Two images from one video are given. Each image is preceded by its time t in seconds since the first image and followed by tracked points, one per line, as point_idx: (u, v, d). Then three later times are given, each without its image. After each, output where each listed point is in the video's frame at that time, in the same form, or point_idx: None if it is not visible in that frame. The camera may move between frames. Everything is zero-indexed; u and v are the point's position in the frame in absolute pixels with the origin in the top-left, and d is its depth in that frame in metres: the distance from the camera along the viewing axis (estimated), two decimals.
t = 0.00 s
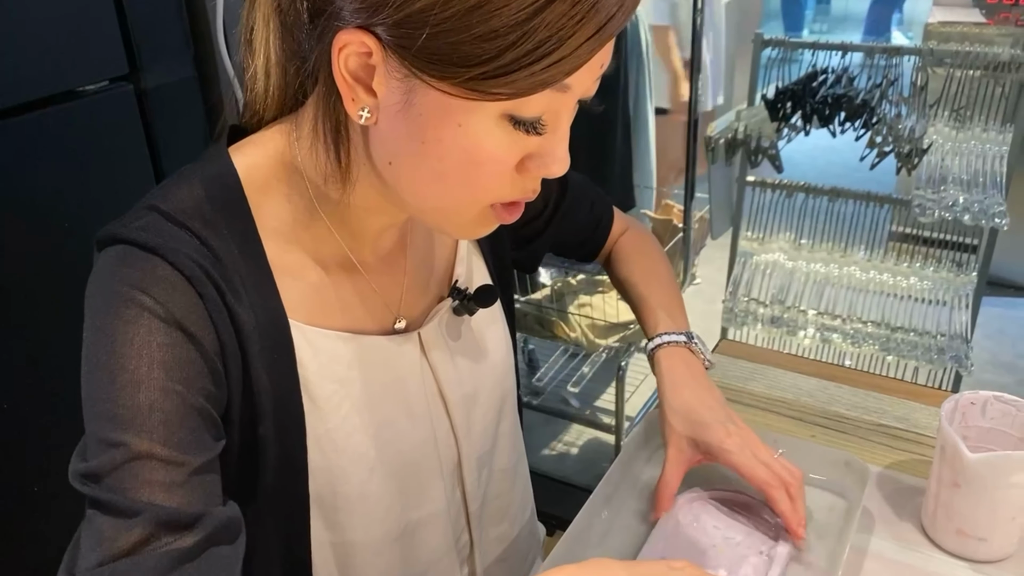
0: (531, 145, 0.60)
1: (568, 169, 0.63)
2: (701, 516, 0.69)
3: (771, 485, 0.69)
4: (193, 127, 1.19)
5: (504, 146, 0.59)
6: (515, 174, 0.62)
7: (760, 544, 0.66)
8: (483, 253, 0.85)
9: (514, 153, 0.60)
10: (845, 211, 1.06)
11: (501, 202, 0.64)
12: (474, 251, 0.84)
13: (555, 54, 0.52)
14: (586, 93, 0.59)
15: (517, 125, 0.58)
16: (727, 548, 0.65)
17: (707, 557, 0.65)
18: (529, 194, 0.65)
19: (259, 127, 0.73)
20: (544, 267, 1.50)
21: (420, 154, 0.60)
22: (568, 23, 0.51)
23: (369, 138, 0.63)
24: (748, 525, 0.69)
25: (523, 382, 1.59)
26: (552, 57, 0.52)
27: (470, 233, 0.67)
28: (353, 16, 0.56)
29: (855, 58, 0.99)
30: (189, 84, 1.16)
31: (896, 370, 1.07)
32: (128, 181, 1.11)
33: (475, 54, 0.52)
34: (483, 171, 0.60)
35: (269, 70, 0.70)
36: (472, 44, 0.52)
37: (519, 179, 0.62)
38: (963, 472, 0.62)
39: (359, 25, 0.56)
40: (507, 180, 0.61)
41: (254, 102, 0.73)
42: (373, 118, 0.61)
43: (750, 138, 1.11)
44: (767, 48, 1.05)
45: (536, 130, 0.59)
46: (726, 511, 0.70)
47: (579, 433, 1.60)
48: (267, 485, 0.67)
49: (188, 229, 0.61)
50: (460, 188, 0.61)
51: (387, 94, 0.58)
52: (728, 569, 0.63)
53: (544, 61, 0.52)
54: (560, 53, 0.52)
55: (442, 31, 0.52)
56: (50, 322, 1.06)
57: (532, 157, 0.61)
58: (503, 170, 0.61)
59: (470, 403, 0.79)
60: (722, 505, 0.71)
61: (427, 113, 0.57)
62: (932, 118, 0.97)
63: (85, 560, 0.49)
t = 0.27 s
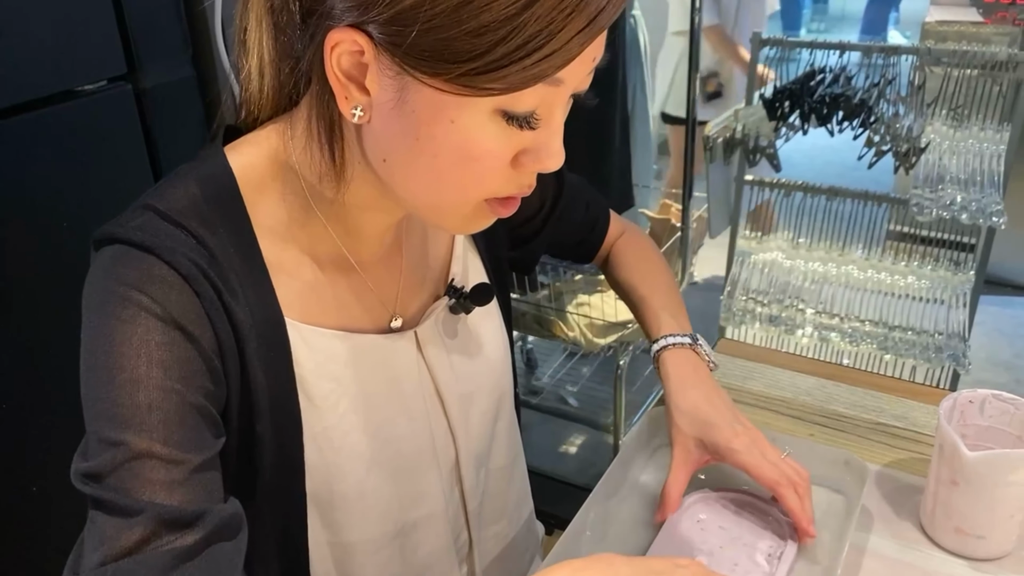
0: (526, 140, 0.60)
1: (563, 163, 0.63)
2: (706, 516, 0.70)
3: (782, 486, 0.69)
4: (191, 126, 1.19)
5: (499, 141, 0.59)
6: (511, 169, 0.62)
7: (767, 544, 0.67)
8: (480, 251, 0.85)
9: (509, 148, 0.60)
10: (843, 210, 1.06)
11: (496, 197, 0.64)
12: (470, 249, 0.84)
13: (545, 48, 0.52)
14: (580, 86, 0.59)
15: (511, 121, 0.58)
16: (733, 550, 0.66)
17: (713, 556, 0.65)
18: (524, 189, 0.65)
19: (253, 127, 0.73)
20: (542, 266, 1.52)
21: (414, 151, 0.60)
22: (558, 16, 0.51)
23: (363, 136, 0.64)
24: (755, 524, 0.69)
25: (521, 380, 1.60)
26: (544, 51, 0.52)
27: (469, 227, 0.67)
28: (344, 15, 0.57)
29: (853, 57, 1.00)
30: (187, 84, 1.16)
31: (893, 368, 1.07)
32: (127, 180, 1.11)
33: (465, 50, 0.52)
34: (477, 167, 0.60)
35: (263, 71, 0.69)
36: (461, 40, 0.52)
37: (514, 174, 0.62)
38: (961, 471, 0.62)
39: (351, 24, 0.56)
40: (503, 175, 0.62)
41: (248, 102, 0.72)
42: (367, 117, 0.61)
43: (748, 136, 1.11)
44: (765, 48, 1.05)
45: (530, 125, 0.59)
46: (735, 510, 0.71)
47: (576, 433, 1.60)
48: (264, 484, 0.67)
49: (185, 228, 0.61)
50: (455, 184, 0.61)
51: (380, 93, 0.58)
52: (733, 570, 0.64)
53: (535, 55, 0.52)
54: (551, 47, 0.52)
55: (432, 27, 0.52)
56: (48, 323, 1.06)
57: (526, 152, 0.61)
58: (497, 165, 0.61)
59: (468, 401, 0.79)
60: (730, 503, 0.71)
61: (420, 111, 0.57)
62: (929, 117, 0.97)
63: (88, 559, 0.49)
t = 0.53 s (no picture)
0: (516, 130, 0.60)
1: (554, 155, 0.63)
2: (707, 514, 0.70)
3: (781, 482, 0.69)
4: (186, 128, 1.17)
5: (488, 131, 0.59)
6: (500, 160, 0.61)
7: (767, 544, 0.66)
8: (475, 250, 0.84)
9: (498, 137, 0.60)
10: (841, 209, 1.06)
11: (485, 189, 0.64)
12: (466, 247, 0.84)
13: (531, 34, 0.52)
14: (568, 76, 0.59)
15: (499, 109, 0.58)
16: (734, 550, 0.66)
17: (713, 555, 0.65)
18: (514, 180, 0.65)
19: (249, 125, 0.73)
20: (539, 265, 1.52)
21: (403, 142, 0.60)
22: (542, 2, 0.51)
23: (353, 128, 0.64)
24: (756, 523, 0.69)
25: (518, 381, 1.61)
26: (527, 38, 0.52)
27: (460, 219, 0.66)
28: (331, 7, 0.57)
29: (851, 57, 0.99)
30: (186, 84, 1.16)
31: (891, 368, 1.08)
32: (124, 180, 1.11)
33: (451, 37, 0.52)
34: (466, 157, 0.60)
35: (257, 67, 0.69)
36: (447, 27, 0.52)
37: (504, 165, 0.62)
38: (960, 470, 0.62)
39: (338, 14, 0.56)
40: (492, 166, 0.61)
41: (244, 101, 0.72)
42: (356, 109, 0.61)
43: (747, 135, 1.13)
44: (762, 48, 1.05)
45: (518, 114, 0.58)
46: (735, 508, 0.70)
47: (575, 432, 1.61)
48: (261, 481, 0.67)
49: (177, 225, 0.61)
50: (445, 175, 0.61)
51: (368, 84, 0.58)
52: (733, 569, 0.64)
53: (522, 42, 0.52)
54: (533, 36, 0.52)
55: (419, 15, 0.52)
56: (47, 324, 1.06)
57: (516, 143, 0.61)
58: (486, 155, 0.60)
59: (464, 399, 0.79)
60: (731, 501, 0.71)
61: (409, 100, 0.57)
62: (927, 117, 0.97)
63: (93, 555, 0.49)
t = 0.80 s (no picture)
0: (517, 124, 0.59)
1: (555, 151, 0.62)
2: (709, 513, 0.70)
3: (811, 472, 0.69)
4: (191, 128, 1.17)
5: (489, 125, 0.59)
6: (501, 155, 0.61)
7: (772, 539, 0.67)
8: (480, 246, 0.85)
9: (498, 132, 0.60)
10: (842, 211, 1.06)
11: (487, 184, 0.64)
12: (471, 245, 0.84)
13: (530, 26, 0.52)
14: (569, 70, 0.59)
15: (500, 102, 0.58)
16: (738, 546, 0.66)
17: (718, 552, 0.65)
18: (516, 174, 0.65)
19: (254, 125, 0.73)
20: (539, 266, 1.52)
21: (405, 136, 0.60)
22: None
23: (355, 124, 0.64)
24: (761, 518, 0.69)
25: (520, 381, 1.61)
26: (526, 32, 0.52)
27: (463, 215, 0.66)
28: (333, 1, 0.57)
29: (852, 59, 0.99)
30: (188, 84, 1.15)
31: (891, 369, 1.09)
32: (128, 180, 1.11)
33: (452, 29, 0.52)
34: (468, 152, 0.60)
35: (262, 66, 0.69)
36: (447, 19, 0.52)
37: (505, 160, 0.62)
38: (964, 470, 0.62)
39: (340, 8, 0.57)
40: (493, 160, 0.61)
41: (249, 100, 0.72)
42: (358, 104, 0.61)
43: (747, 137, 1.13)
44: (762, 48, 1.07)
45: (520, 107, 0.58)
46: (740, 503, 0.70)
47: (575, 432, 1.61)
48: (267, 481, 0.67)
49: (186, 224, 0.61)
50: (447, 169, 0.61)
51: (370, 78, 0.58)
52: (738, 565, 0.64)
53: (522, 33, 0.53)
54: (533, 29, 0.52)
55: (420, 8, 0.53)
56: (51, 325, 1.06)
57: (517, 137, 0.61)
58: (488, 149, 0.60)
59: (471, 398, 0.79)
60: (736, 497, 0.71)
61: (410, 94, 0.57)
62: (927, 118, 0.97)
63: (105, 555, 0.49)
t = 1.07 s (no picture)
0: (534, 127, 0.60)
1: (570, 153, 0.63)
2: (711, 510, 0.71)
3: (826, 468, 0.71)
4: (197, 131, 1.18)
5: (505, 128, 0.60)
6: (516, 157, 0.62)
7: (777, 531, 0.68)
8: (491, 250, 0.85)
9: (514, 136, 0.61)
10: (836, 215, 1.10)
11: (502, 187, 0.65)
12: (481, 247, 0.85)
13: (552, 29, 0.54)
14: (583, 74, 0.60)
15: (517, 106, 0.59)
16: (743, 538, 0.67)
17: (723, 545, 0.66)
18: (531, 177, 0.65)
19: (270, 129, 0.74)
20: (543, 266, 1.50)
21: (422, 139, 0.61)
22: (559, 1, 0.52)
23: (373, 128, 0.65)
24: (764, 511, 0.70)
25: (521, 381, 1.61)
26: (546, 36, 0.54)
27: (479, 218, 0.67)
28: (353, 5, 0.58)
29: (853, 60, 1.02)
30: (194, 87, 1.16)
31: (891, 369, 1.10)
32: (137, 182, 1.11)
33: (472, 34, 0.53)
34: (484, 155, 0.61)
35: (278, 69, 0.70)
36: (468, 24, 0.53)
37: (520, 163, 0.63)
38: (968, 471, 0.63)
39: (360, 13, 0.58)
40: (509, 163, 0.62)
41: (264, 102, 0.73)
42: (376, 108, 0.62)
43: (748, 137, 1.15)
44: (764, 49, 1.09)
45: (536, 110, 0.59)
46: (744, 497, 0.72)
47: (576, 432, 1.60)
48: (282, 482, 0.68)
49: (205, 228, 0.62)
50: (463, 172, 0.62)
51: (389, 82, 0.59)
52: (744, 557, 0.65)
53: (540, 38, 0.54)
54: (552, 33, 0.54)
55: (440, 13, 0.53)
56: (60, 325, 1.06)
57: (533, 140, 0.61)
58: (504, 153, 0.61)
59: (482, 399, 0.80)
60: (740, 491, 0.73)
61: (428, 99, 0.58)
62: (927, 119, 1.00)
63: (121, 557, 0.50)
